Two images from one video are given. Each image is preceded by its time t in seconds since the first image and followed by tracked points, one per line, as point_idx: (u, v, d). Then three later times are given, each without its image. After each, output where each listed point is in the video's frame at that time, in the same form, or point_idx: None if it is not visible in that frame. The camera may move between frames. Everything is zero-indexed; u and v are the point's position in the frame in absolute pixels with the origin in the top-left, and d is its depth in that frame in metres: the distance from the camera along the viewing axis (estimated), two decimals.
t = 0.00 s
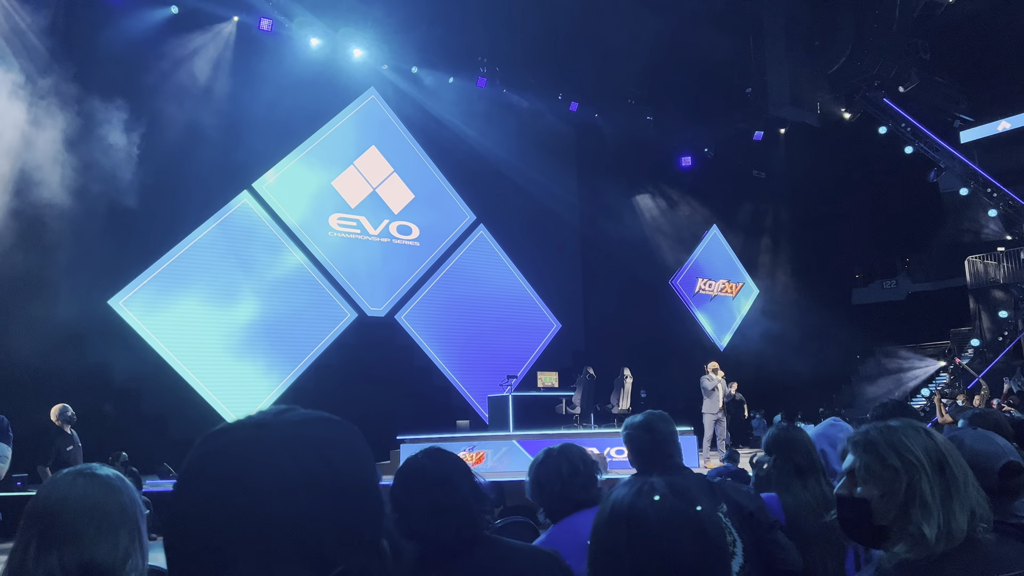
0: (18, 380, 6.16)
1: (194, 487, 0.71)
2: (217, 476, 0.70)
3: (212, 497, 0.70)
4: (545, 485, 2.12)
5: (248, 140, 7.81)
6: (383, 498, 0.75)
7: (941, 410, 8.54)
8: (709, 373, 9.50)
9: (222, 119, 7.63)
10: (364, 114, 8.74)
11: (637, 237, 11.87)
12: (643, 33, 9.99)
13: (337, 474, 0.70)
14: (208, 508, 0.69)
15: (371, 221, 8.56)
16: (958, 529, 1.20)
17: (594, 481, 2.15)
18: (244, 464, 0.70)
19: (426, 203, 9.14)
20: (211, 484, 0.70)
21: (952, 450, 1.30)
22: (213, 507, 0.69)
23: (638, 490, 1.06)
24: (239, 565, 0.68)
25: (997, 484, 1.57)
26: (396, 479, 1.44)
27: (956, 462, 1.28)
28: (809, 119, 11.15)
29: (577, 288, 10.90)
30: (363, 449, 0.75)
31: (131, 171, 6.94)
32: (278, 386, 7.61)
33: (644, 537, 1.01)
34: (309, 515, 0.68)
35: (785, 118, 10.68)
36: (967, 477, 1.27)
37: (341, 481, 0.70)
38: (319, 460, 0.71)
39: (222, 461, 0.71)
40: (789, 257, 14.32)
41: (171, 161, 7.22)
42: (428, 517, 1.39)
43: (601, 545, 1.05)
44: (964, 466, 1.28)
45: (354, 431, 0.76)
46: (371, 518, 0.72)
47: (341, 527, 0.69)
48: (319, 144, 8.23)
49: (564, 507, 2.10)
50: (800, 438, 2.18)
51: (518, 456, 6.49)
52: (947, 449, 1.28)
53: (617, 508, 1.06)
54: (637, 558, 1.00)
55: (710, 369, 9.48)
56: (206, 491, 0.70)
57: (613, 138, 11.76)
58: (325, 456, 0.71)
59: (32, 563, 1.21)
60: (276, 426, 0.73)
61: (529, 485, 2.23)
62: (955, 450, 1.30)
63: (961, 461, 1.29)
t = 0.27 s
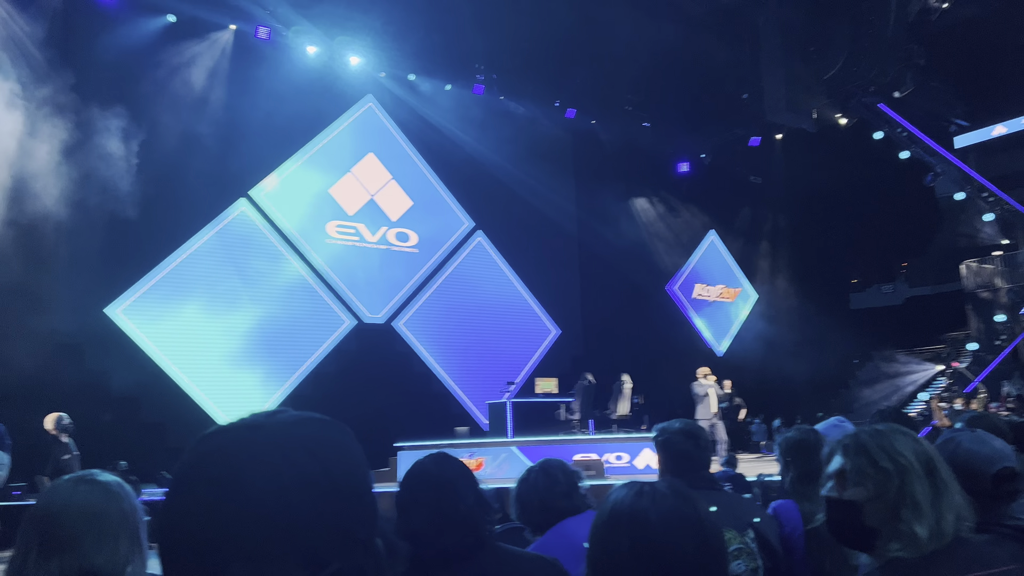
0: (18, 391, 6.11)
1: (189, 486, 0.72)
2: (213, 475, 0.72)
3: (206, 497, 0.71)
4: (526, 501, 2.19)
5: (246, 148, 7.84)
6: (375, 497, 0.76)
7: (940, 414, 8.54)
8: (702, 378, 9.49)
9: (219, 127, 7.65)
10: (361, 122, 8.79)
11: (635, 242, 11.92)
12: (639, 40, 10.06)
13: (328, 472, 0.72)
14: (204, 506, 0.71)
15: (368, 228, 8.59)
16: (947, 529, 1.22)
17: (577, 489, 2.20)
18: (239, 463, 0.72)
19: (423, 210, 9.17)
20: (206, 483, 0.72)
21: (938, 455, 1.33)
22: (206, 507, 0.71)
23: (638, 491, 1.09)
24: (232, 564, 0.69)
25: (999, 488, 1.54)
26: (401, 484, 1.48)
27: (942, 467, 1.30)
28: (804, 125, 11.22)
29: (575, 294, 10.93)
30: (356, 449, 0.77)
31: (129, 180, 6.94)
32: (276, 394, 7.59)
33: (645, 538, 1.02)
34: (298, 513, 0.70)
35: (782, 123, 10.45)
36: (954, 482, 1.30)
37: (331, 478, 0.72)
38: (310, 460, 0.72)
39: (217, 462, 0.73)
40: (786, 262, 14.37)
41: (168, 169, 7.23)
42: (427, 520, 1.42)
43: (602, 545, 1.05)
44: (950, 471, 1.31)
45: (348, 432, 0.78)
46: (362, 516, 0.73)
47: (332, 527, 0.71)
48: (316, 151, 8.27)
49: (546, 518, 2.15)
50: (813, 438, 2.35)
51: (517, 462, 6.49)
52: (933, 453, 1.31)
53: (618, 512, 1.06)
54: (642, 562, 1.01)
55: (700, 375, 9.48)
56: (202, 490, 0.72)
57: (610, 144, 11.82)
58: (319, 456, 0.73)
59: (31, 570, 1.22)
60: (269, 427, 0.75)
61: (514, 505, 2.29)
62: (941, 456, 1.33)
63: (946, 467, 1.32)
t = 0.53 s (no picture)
0: (10, 395, 6.23)
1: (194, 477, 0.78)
2: (216, 466, 0.77)
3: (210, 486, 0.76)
4: (521, 501, 2.23)
5: (237, 155, 7.86)
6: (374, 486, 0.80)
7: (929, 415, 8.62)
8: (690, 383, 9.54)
9: (211, 133, 7.68)
10: (353, 128, 8.82)
11: (627, 246, 11.99)
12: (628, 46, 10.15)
13: (327, 460, 0.76)
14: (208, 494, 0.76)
15: (361, 234, 8.61)
16: (919, 524, 1.29)
17: (571, 490, 2.24)
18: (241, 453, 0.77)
19: (416, 215, 9.21)
20: (208, 474, 0.77)
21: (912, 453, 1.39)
22: (212, 495, 0.76)
23: (643, 482, 1.10)
24: (237, 548, 0.74)
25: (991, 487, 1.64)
26: (401, 482, 1.56)
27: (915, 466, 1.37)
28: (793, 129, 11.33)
29: (568, 299, 10.97)
30: (354, 440, 0.81)
31: (120, 187, 6.97)
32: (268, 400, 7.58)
33: (647, 527, 1.03)
34: (297, 501, 0.74)
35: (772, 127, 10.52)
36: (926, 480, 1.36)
37: (330, 466, 0.76)
38: (309, 450, 0.77)
39: (221, 453, 0.77)
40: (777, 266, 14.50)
41: (159, 176, 7.25)
42: (425, 516, 1.48)
43: (605, 534, 1.06)
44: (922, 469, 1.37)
45: (346, 424, 0.82)
46: (361, 502, 0.77)
47: (330, 516, 0.75)
48: (308, 157, 8.29)
49: (544, 520, 2.19)
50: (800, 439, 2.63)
51: (510, 466, 6.51)
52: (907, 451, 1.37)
53: (623, 501, 1.07)
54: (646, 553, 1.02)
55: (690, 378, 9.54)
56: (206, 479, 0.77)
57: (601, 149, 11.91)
58: (317, 448, 0.77)
59: (33, 569, 1.27)
60: (267, 420, 0.79)
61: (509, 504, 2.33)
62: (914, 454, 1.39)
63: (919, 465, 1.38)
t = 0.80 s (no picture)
0: (19, 397, 6.23)
1: (203, 472, 0.76)
2: (227, 463, 0.74)
3: (220, 482, 0.74)
4: (533, 500, 2.18)
5: (243, 155, 7.88)
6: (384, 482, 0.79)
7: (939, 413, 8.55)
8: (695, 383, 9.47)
9: (216, 134, 7.68)
10: (358, 128, 8.82)
11: (634, 245, 11.95)
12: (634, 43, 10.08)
13: (339, 455, 0.75)
14: (219, 490, 0.74)
15: (367, 233, 8.61)
16: (911, 522, 1.26)
17: (583, 491, 2.21)
18: (255, 447, 0.74)
19: (421, 214, 9.20)
20: (218, 469, 0.75)
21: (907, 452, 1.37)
22: (222, 490, 0.74)
23: (664, 477, 1.08)
24: (250, 545, 0.73)
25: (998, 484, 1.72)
26: (407, 484, 1.53)
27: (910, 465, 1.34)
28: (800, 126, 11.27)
29: (574, 297, 10.95)
30: (366, 436, 0.79)
31: (126, 188, 6.98)
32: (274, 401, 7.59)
33: (668, 524, 1.01)
34: (309, 498, 0.73)
35: (777, 123, 10.55)
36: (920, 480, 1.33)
37: (344, 463, 0.75)
38: (321, 445, 0.75)
39: (231, 448, 0.75)
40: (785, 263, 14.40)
41: (165, 176, 7.26)
42: (433, 517, 1.46)
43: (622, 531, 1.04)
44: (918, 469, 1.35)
45: (357, 419, 0.80)
46: (375, 498, 0.76)
47: (343, 509, 0.74)
48: (313, 158, 8.29)
49: (557, 521, 2.16)
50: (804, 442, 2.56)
51: (518, 465, 6.51)
52: (902, 450, 1.36)
53: (645, 493, 1.05)
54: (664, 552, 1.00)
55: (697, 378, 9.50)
56: (216, 474, 0.75)
57: (607, 148, 11.89)
58: (327, 439, 0.75)
59: (45, 565, 1.26)
60: (279, 414, 0.77)
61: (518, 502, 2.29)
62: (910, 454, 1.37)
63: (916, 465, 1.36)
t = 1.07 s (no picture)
0: (19, 400, 6.24)
1: (205, 469, 0.76)
2: (229, 459, 0.75)
3: (221, 480, 0.75)
4: (539, 500, 2.16)
5: (243, 159, 7.90)
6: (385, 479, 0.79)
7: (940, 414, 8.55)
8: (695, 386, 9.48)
9: (216, 137, 7.70)
10: (358, 130, 8.84)
11: (634, 247, 11.95)
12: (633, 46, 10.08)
13: (340, 452, 0.75)
14: (220, 487, 0.75)
15: (366, 236, 8.62)
16: (895, 523, 1.28)
17: (587, 492, 2.20)
18: (257, 443, 0.75)
19: (421, 217, 9.20)
20: (219, 466, 0.75)
21: (898, 451, 1.36)
22: (225, 487, 0.74)
23: (663, 477, 1.07)
24: (251, 542, 0.73)
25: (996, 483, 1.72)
26: (410, 477, 1.53)
27: (899, 466, 1.34)
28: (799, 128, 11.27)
29: (573, 300, 10.96)
30: (366, 433, 0.79)
31: (126, 191, 7.00)
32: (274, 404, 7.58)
33: (666, 523, 1.02)
34: (310, 495, 0.73)
35: (777, 126, 10.54)
36: (910, 480, 1.33)
37: (344, 459, 0.75)
38: (322, 442, 0.75)
39: (233, 446, 0.76)
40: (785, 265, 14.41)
41: (165, 179, 7.27)
42: (429, 516, 1.46)
43: (623, 532, 1.05)
44: (909, 469, 1.34)
45: (359, 418, 0.80)
46: (376, 495, 0.77)
47: (345, 506, 0.74)
48: (313, 161, 8.30)
49: (561, 522, 2.15)
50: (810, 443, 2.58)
51: (518, 468, 6.49)
52: (891, 451, 1.36)
53: (645, 494, 1.05)
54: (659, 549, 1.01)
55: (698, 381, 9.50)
56: (218, 471, 0.75)
57: (606, 151, 11.92)
58: (329, 436, 0.76)
59: (47, 567, 1.26)
60: (281, 411, 0.78)
61: (521, 499, 2.27)
62: (902, 453, 1.37)
63: (907, 465, 1.35)
